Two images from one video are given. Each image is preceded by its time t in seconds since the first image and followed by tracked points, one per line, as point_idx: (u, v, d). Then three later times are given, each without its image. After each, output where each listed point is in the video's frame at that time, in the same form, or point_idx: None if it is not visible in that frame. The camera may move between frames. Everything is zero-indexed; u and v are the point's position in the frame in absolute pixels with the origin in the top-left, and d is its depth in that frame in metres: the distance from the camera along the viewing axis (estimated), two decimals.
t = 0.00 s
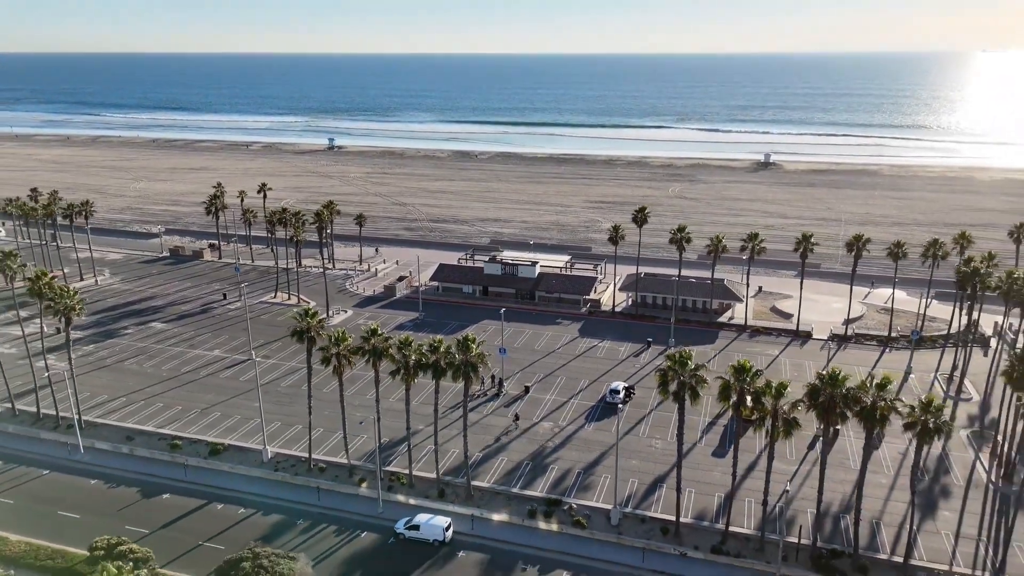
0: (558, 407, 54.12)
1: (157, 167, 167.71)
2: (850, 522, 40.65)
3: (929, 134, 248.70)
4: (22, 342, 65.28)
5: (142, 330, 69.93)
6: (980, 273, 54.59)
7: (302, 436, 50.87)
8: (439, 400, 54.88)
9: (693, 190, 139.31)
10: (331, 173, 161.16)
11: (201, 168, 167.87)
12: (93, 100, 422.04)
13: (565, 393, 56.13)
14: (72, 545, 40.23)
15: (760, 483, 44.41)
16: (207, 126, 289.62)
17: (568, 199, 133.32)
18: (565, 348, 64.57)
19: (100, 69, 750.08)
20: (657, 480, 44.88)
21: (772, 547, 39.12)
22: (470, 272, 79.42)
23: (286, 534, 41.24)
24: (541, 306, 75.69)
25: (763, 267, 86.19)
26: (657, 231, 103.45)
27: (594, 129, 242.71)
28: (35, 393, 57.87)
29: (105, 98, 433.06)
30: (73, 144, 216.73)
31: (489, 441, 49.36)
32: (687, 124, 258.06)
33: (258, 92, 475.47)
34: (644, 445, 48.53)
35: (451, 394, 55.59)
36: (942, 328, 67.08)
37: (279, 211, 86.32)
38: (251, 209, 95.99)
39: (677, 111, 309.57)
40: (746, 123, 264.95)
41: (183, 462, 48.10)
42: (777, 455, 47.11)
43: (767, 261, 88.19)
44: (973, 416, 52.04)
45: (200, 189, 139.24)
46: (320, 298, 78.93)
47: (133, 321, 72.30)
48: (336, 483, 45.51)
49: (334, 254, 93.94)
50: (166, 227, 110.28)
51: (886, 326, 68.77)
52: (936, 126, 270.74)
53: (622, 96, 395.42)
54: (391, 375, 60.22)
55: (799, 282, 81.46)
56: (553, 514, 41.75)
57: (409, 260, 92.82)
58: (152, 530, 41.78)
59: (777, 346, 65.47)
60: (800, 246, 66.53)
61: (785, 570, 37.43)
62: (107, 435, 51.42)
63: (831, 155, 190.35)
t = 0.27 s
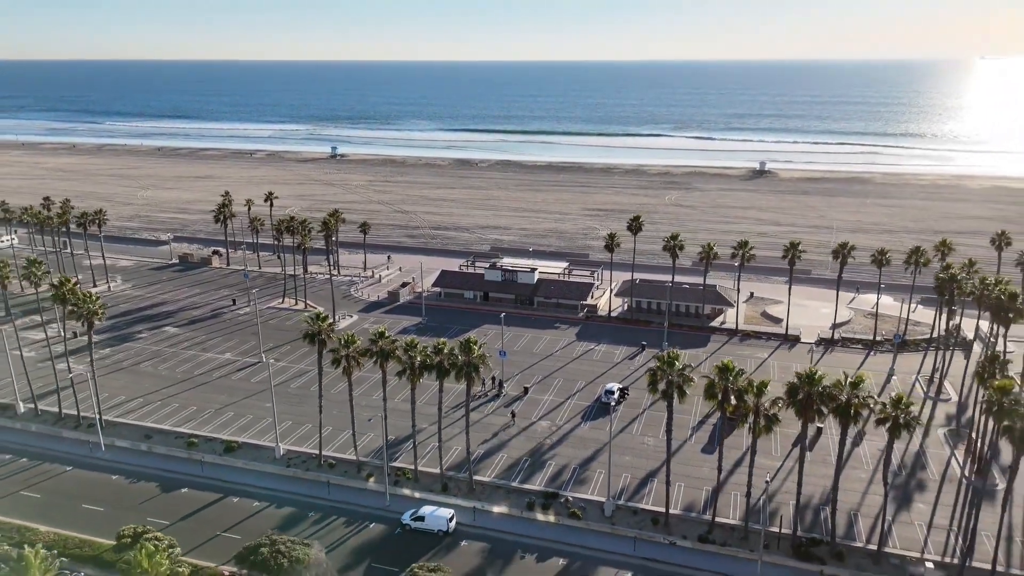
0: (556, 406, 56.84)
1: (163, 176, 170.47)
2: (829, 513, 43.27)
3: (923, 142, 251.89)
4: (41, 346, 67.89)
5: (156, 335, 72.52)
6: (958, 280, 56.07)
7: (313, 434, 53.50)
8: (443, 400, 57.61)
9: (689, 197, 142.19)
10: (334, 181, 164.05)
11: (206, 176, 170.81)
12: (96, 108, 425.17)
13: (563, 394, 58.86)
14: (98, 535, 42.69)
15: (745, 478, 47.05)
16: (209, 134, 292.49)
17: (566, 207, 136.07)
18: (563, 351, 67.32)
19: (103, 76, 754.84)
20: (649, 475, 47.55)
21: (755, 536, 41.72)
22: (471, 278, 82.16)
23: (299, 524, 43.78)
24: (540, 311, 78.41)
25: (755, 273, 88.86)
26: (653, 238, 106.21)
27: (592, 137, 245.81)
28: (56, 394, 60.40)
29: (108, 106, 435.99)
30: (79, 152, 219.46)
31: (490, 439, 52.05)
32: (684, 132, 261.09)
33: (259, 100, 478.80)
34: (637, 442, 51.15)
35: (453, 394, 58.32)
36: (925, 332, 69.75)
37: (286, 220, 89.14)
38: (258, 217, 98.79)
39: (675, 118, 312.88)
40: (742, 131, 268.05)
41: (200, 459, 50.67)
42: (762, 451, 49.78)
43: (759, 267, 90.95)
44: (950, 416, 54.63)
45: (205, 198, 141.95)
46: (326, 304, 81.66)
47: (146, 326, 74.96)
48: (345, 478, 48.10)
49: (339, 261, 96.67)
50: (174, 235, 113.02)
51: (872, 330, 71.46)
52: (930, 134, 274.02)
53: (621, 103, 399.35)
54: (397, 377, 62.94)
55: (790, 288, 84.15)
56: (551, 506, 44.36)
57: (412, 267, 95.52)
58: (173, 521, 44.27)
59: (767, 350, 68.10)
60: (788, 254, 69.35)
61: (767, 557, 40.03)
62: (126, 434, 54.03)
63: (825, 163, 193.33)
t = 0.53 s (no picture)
0: (553, 407, 59.12)
1: (167, 183, 172.79)
2: (813, 508, 45.47)
3: (918, 149, 254.53)
4: (55, 350, 70.11)
5: (166, 339, 74.74)
6: (939, 286, 58.10)
7: (319, 434, 55.72)
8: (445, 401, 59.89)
9: (686, 204, 144.56)
10: (336, 188, 166.45)
11: (209, 184, 173.23)
12: (98, 115, 427.61)
13: (560, 395, 61.14)
14: (117, 528, 44.83)
15: (734, 474, 49.27)
16: (211, 141, 294.71)
17: (565, 214, 138.42)
18: (561, 354, 69.62)
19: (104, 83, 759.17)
20: (642, 472, 49.80)
21: (742, 529, 43.92)
22: (471, 283, 84.49)
23: (309, 518, 45.94)
24: (539, 315, 80.70)
25: (748, 279, 91.18)
26: (649, 244, 108.55)
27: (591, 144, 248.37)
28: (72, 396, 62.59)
29: (110, 113, 438.06)
30: (83, 159, 221.79)
31: (490, 438, 54.32)
32: (682, 139, 263.65)
33: (259, 106, 481.15)
34: (631, 441, 53.41)
35: (455, 396, 60.60)
36: (911, 336, 72.01)
37: (292, 227, 91.52)
38: (264, 224, 101.14)
39: (672, 125, 315.61)
40: (739, 138, 270.88)
41: (212, 457, 52.87)
42: (751, 449, 52.01)
43: (752, 273, 93.26)
44: (932, 416, 56.82)
45: (210, 205, 144.28)
46: (330, 309, 83.91)
47: (156, 330, 77.22)
48: (352, 475, 50.30)
49: (343, 267, 98.95)
50: (180, 241, 115.33)
51: (860, 334, 73.72)
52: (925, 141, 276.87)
53: (619, 110, 402.49)
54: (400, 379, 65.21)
55: (782, 293, 86.42)
56: (548, 501, 46.56)
57: (413, 273, 97.80)
58: (188, 516, 46.41)
59: (758, 353, 70.36)
60: (779, 260, 71.71)
61: (753, 548, 42.19)
62: (140, 434, 56.25)
63: (821, 170, 195.79)
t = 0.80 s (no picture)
0: (551, 407, 61.05)
1: (170, 189, 174.83)
2: (800, 504, 47.37)
3: (914, 154, 256.91)
4: (66, 352, 71.97)
5: (174, 342, 76.64)
6: (924, 290, 59.97)
7: (325, 434, 57.59)
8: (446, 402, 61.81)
9: (683, 210, 146.68)
10: (338, 194, 168.55)
11: (213, 190, 175.31)
12: (100, 121, 430.04)
13: (558, 396, 63.05)
14: (132, 523, 46.64)
15: (725, 471, 51.19)
16: (213, 147, 296.96)
17: (563, 219, 140.48)
18: (559, 356, 71.59)
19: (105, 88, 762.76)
20: (637, 469, 51.69)
21: (732, 523, 45.80)
22: (472, 288, 86.45)
23: (316, 513, 47.75)
24: (538, 319, 82.65)
25: (743, 283, 93.20)
26: (646, 249, 110.58)
27: (590, 150, 250.71)
28: (84, 398, 64.44)
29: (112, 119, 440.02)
30: (87, 165, 223.81)
31: (491, 437, 56.21)
32: (679, 145, 266.03)
33: (259, 112, 483.75)
34: (626, 440, 55.33)
35: (456, 397, 62.53)
36: (899, 339, 74.00)
37: (296, 233, 93.55)
38: (268, 230, 103.13)
39: (670, 131, 318.05)
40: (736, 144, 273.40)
41: (221, 456, 54.71)
42: (742, 448, 53.91)
43: (747, 278, 95.27)
44: (917, 416, 58.76)
45: (214, 211, 146.29)
46: (334, 313, 85.84)
47: (164, 334, 79.13)
48: (357, 473, 52.16)
49: (346, 272, 100.90)
50: (185, 247, 117.30)
51: (850, 337, 75.68)
52: (920, 146, 279.38)
53: (618, 116, 405.28)
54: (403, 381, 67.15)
55: (775, 297, 88.41)
56: (546, 498, 48.43)
57: (415, 278, 99.81)
58: (200, 512, 48.23)
59: (751, 355, 72.32)
60: (771, 265, 73.73)
61: (743, 542, 44.04)
62: (152, 434, 58.12)
63: (817, 176, 198.04)
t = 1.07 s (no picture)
0: (551, 408, 62.81)
1: (174, 194, 176.91)
2: (789, 501, 49.10)
3: (910, 160, 259.03)
4: (76, 355, 73.79)
5: (181, 345, 78.48)
6: (911, 294, 61.73)
7: (330, 434, 59.34)
8: (448, 403, 63.52)
9: (680, 215, 148.65)
10: (340, 199, 170.51)
11: (216, 195, 177.33)
12: (102, 126, 431.98)
13: (557, 397, 64.86)
14: (145, 518, 48.39)
15: (719, 470, 52.99)
16: (215, 152, 299.11)
17: (563, 224, 142.30)
18: (558, 359, 73.33)
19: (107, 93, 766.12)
20: (632, 468, 53.45)
21: (723, 519, 47.50)
22: (472, 291, 88.25)
23: (322, 509, 49.47)
24: (538, 322, 84.52)
25: (738, 287, 94.99)
26: (643, 254, 112.47)
27: (589, 156, 252.82)
28: (94, 398, 66.20)
29: (114, 124, 441.88)
30: (91, 171, 225.72)
31: (491, 437, 57.96)
32: (678, 150, 268.08)
33: (260, 117, 485.79)
34: (622, 439, 57.16)
35: (457, 397, 64.30)
36: (889, 342, 75.84)
37: (301, 238, 95.48)
38: (272, 235, 105.06)
39: (669, 137, 320.35)
40: (734, 149, 275.59)
41: (230, 454, 56.45)
42: (735, 448, 55.63)
43: (742, 282, 97.19)
44: (905, 416, 60.56)
45: (217, 216, 148.13)
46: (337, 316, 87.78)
47: (172, 336, 80.97)
48: (362, 471, 53.88)
49: (348, 276, 102.75)
50: (190, 251, 119.20)
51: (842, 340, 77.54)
52: (917, 152, 281.42)
53: (618, 121, 407.62)
54: (406, 383, 68.82)
55: (769, 301, 90.32)
56: (544, 494, 50.17)
57: (416, 282, 101.60)
58: (210, 508, 49.99)
59: (744, 357, 74.15)
60: (764, 270, 75.67)
61: (733, 536, 45.73)
62: (162, 433, 59.90)
63: (813, 181, 200.04)
